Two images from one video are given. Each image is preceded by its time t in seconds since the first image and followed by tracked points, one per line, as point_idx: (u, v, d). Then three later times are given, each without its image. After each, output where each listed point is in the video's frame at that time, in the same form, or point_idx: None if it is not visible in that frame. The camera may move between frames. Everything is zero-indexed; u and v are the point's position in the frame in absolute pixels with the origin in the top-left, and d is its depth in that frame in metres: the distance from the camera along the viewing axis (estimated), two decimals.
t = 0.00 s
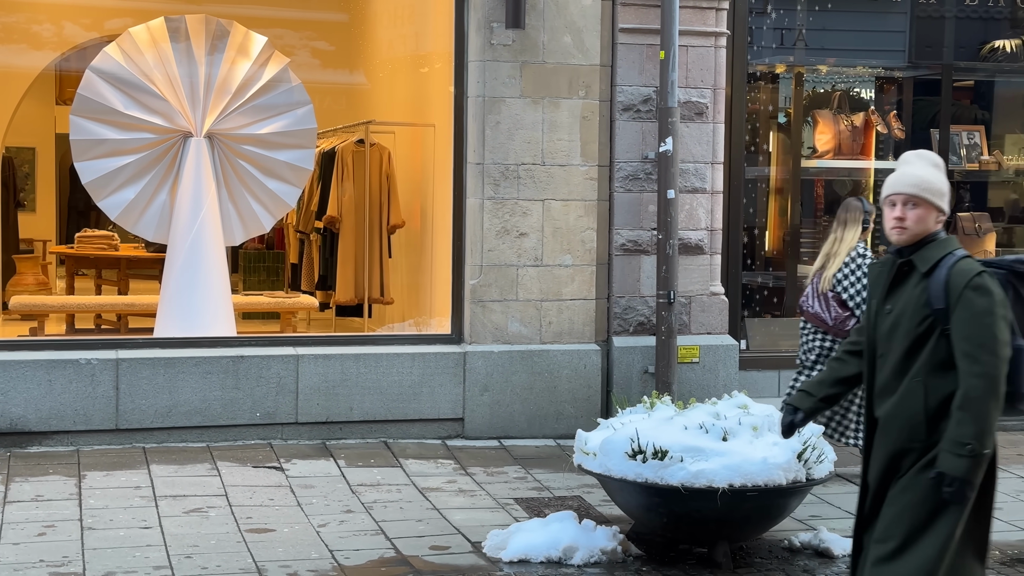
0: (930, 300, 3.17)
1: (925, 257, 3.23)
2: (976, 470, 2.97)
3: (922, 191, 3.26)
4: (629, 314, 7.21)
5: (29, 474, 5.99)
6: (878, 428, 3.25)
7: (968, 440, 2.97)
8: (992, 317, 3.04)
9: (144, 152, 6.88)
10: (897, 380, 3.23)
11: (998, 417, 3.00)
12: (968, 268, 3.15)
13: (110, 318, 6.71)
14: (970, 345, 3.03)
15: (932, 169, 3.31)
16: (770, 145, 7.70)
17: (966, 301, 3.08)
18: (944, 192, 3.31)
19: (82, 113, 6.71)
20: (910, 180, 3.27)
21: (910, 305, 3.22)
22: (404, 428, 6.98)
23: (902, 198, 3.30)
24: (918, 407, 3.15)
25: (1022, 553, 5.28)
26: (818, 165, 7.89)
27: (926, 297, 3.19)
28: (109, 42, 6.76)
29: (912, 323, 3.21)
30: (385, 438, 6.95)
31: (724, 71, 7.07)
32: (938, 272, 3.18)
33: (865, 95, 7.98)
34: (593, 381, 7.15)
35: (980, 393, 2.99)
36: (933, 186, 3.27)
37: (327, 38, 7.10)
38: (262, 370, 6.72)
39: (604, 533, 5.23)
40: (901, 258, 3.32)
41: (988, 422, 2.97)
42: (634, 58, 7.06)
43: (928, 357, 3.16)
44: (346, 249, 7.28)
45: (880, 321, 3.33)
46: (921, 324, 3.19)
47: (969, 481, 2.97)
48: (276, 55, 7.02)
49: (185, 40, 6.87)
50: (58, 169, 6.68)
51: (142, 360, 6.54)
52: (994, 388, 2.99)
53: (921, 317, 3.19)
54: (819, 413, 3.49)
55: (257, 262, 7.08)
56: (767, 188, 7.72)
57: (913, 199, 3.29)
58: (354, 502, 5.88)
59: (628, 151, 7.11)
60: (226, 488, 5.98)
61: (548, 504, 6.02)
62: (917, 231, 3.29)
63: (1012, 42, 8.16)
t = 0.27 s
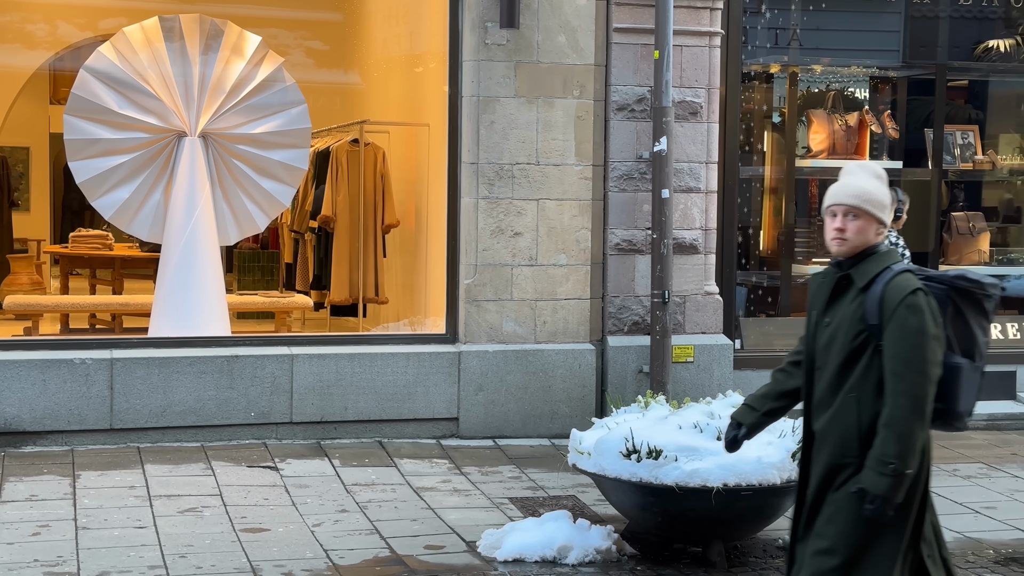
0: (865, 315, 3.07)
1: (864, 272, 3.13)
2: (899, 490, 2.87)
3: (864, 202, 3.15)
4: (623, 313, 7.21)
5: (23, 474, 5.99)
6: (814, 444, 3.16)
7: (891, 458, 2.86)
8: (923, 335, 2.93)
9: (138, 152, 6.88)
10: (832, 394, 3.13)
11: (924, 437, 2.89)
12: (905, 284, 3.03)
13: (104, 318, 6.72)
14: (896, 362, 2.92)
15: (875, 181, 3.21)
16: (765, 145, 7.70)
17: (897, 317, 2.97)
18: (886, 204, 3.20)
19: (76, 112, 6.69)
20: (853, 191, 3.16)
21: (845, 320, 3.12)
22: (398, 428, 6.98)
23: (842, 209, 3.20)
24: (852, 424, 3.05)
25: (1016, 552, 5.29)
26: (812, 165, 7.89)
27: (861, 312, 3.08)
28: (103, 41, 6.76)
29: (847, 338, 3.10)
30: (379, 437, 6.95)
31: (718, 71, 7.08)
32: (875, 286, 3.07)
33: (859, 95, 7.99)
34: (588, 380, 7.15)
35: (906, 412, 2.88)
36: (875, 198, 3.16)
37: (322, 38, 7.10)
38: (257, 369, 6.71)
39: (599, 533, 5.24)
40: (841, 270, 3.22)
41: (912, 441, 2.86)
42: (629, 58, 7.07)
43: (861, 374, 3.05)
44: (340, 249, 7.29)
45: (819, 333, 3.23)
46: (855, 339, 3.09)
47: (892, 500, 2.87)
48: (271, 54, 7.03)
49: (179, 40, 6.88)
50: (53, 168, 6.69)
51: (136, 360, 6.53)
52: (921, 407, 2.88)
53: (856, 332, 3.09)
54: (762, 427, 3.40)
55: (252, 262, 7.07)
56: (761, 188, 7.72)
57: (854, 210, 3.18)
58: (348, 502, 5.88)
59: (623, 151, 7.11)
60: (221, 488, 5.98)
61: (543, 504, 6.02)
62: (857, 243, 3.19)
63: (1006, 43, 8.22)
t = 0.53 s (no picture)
0: (801, 307, 3.15)
1: (801, 263, 3.20)
2: (814, 481, 2.96)
3: (804, 192, 3.22)
4: (620, 312, 7.22)
5: (20, 473, 5.99)
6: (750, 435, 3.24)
7: (807, 449, 2.96)
8: (853, 329, 3.00)
9: (135, 150, 6.88)
10: (767, 385, 3.21)
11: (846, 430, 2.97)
12: (839, 276, 3.10)
13: (101, 317, 6.72)
14: (821, 355, 3.00)
15: (816, 170, 3.26)
16: (762, 143, 7.70)
17: (829, 310, 3.04)
18: (827, 194, 3.27)
19: (72, 110, 6.70)
20: (792, 181, 3.23)
21: (781, 311, 3.20)
22: (395, 427, 6.98)
23: (784, 199, 3.26)
24: (783, 414, 3.13)
25: (1013, 550, 5.30)
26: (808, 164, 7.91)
27: (798, 303, 3.16)
28: (100, 40, 6.75)
29: (783, 328, 3.18)
30: (376, 436, 6.95)
31: (715, 69, 7.09)
32: (810, 278, 3.15)
33: (856, 93, 8.01)
34: (585, 379, 7.15)
35: (827, 405, 2.96)
36: (815, 188, 3.23)
37: (319, 36, 7.10)
38: (254, 368, 6.71)
39: (595, 531, 5.24)
40: (781, 260, 3.29)
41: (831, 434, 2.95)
42: (626, 57, 7.07)
43: (794, 366, 3.14)
44: (338, 248, 7.28)
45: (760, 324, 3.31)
46: (791, 331, 3.17)
47: (807, 491, 2.97)
48: (268, 53, 7.03)
49: (176, 38, 6.88)
50: (50, 166, 6.68)
51: (133, 358, 6.53)
52: (844, 401, 2.95)
53: (792, 322, 3.17)
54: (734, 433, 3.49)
55: (249, 261, 7.09)
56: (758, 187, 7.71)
57: (794, 200, 3.24)
58: (345, 500, 5.88)
59: (619, 149, 7.11)
60: (218, 487, 5.98)
61: (540, 502, 6.02)
62: (798, 233, 3.26)
63: (1003, 41, 8.22)
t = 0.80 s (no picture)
0: (743, 292, 3.18)
1: (743, 248, 3.24)
2: (731, 457, 3.01)
3: (746, 177, 3.24)
4: (619, 310, 7.23)
5: (19, 470, 6.00)
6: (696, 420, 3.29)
7: (727, 425, 3.01)
8: (788, 312, 3.03)
9: (135, 149, 6.88)
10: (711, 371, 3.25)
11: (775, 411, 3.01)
12: (777, 261, 3.13)
13: (101, 315, 6.72)
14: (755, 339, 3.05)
15: (759, 155, 3.28)
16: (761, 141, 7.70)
17: (764, 295, 3.08)
18: (770, 178, 3.28)
19: (71, 109, 6.70)
20: (734, 166, 3.24)
21: (723, 296, 3.24)
22: (395, 424, 6.98)
23: (726, 184, 3.28)
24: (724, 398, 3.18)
25: (1012, 548, 5.30)
26: (808, 162, 7.96)
27: (739, 289, 3.20)
28: (99, 38, 6.76)
29: (724, 313, 3.22)
30: (375, 434, 6.96)
31: (714, 67, 7.08)
32: (751, 263, 3.19)
33: (855, 92, 8.03)
34: (584, 377, 7.16)
35: (753, 387, 3.01)
36: (757, 173, 3.24)
37: (318, 34, 7.10)
38: (253, 366, 6.71)
39: (594, 529, 5.24)
40: (725, 246, 3.32)
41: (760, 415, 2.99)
42: (625, 55, 7.07)
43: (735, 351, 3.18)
44: (336, 246, 7.28)
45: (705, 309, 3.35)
46: (732, 316, 3.21)
47: (724, 466, 3.02)
48: (267, 51, 7.03)
49: (175, 37, 6.88)
50: (49, 164, 6.69)
51: (133, 356, 6.53)
52: (769, 382, 2.99)
53: (733, 308, 3.20)
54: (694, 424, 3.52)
55: (247, 259, 7.10)
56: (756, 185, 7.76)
57: (737, 185, 3.26)
58: (344, 498, 5.89)
59: (618, 148, 7.12)
60: (217, 485, 5.99)
61: (539, 500, 6.02)
62: (741, 218, 3.28)
63: (1002, 39, 8.21)
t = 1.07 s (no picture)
0: (688, 289, 3.17)
1: (689, 245, 3.22)
2: (665, 445, 2.95)
3: (690, 175, 3.23)
4: (621, 308, 7.24)
5: (21, 468, 6.00)
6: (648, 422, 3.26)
7: (662, 412, 2.95)
8: (728, 304, 3.01)
9: (136, 146, 6.88)
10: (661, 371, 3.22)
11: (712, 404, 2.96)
12: (721, 257, 3.12)
13: (102, 313, 6.74)
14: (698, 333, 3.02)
15: (705, 153, 3.26)
16: (762, 139, 7.69)
17: (708, 289, 3.06)
18: (716, 176, 3.27)
19: (73, 106, 6.69)
20: (678, 164, 3.23)
21: (670, 295, 3.22)
22: (396, 422, 6.99)
23: (672, 182, 3.27)
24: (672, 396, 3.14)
25: (1013, 545, 5.31)
26: (809, 160, 7.94)
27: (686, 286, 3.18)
28: (100, 36, 6.76)
29: (672, 312, 3.21)
30: (377, 431, 6.97)
31: (715, 65, 7.09)
32: (697, 259, 3.17)
33: (856, 90, 8.02)
34: (585, 374, 7.16)
35: (690, 378, 2.96)
36: (703, 171, 3.23)
37: (320, 32, 7.10)
38: (254, 364, 6.72)
39: (596, 527, 5.26)
40: (673, 244, 3.31)
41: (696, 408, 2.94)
42: (626, 53, 7.08)
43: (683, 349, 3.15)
44: (338, 244, 7.28)
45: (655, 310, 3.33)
46: (680, 314, 3.18)
47: (656, 454, 2.95)
48: (268, 49, 7.03)
49: (177, 35, 6.88)
50: (50, 162, 6.69)
51: (134, 354, 6.54)
52: (711, 373, 2.95)
53: (680, 305, 3.19)
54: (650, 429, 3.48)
55: (250, 257, 7.11)
56: (758, 182, 7.73)
57: (682, 183, 3.25)
58: (346, 496, 5.89)
59: (620, 145, 7.12)
60: (219, 482, 5.99)
61: (540, 498, 6.02)
62: (687, 216, 3.27)
63: (1004, 37, 8.20)
